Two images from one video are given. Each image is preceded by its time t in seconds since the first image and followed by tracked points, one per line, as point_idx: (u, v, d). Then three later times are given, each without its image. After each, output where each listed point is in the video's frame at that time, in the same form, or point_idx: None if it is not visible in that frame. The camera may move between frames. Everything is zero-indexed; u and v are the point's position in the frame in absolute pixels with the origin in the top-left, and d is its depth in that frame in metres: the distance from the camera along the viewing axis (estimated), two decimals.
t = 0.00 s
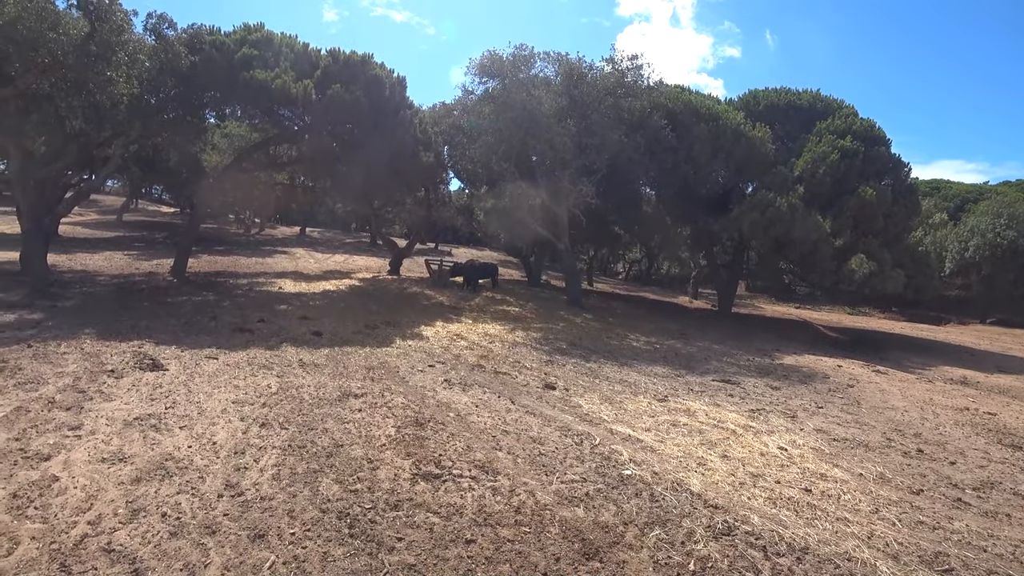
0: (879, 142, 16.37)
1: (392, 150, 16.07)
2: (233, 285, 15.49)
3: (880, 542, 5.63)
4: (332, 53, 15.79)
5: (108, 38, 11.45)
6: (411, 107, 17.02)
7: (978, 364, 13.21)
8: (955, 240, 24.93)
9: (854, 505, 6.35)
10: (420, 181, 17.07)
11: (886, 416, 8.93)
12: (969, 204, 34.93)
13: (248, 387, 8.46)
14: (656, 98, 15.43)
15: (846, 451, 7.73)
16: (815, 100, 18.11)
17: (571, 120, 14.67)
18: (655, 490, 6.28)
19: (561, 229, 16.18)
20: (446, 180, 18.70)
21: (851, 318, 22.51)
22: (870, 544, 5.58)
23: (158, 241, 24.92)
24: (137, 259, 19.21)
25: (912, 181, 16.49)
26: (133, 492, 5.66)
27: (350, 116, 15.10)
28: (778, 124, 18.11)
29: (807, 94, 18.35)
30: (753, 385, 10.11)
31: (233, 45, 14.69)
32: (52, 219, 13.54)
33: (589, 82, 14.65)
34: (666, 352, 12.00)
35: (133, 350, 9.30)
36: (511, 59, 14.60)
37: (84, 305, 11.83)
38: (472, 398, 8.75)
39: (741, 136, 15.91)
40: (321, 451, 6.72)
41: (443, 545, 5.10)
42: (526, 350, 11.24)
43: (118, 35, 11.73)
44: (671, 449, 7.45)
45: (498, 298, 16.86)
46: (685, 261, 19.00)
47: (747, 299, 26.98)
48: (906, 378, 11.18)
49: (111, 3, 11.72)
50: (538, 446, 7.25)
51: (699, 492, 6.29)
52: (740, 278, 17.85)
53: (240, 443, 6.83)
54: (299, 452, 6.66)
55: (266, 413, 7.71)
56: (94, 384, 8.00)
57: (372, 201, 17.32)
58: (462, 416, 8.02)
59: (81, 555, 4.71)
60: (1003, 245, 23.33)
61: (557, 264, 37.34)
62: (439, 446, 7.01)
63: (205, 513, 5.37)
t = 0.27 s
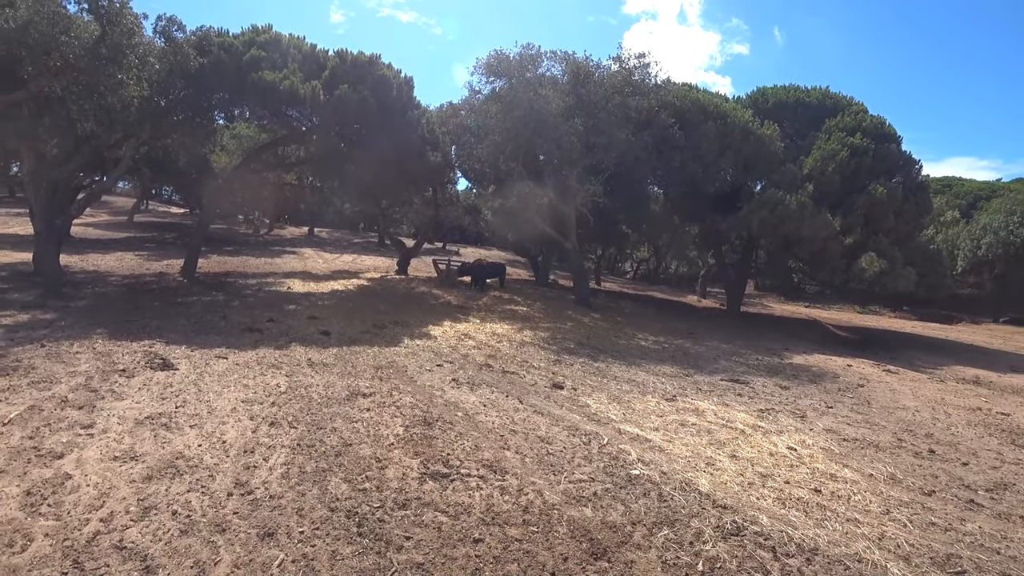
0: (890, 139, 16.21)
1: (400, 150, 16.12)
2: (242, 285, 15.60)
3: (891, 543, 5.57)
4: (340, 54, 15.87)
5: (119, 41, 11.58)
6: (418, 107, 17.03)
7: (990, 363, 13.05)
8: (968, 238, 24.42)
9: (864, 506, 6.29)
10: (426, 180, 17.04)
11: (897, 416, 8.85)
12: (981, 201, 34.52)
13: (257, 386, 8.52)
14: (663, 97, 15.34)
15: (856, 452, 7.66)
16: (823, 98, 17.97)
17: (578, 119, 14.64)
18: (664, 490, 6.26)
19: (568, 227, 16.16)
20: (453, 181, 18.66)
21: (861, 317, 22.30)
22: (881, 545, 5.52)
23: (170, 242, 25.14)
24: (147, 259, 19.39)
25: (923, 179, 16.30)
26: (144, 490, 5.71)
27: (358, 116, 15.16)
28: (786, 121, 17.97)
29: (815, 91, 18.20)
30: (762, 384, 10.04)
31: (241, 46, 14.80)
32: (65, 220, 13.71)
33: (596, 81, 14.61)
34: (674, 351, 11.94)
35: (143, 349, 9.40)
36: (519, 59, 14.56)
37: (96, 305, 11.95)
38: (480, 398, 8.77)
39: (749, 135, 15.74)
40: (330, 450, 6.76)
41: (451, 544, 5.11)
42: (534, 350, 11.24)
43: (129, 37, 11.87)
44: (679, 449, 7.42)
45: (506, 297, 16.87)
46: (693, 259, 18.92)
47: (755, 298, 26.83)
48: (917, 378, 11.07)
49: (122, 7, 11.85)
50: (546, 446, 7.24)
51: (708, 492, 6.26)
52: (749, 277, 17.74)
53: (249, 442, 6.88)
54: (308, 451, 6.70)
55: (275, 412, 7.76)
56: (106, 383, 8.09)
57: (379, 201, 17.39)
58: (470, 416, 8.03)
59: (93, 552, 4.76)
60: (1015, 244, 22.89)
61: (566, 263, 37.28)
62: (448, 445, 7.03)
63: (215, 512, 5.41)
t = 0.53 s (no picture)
0: (901, 140, 16.03)
1: (409, 154, 16.19)
2: (253, 289, 15.74)
3: (905, 550, 5.48)
4: (349, 59, 16.01)
5: (132, 49, 11.78)
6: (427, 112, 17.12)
7: (1007, 367, 12.82)
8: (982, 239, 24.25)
9: (878, 511, 6.20)
10: (435, 183, 16.99)
11: (911, 421, 8.72)
12: (997, 203, 34.01)
13: (268, 389, 8.59)
14: (672, 100, 15.26)
15: (869, 457, 7.55)
16: (833, 99, 17.83)
17: (586, 122, 14.61)
18: (674, 494, 6.21)
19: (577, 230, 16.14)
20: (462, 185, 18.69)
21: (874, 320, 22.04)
22: (895, 552, 5.43)
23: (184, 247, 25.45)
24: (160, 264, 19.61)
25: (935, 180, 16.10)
26: (156, 491, 5.78)
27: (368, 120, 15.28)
28: (795, 123, 17.84)
29: (825, 92, 18.09)
30: (772, 388, 9.94)
31: (252, 53, 15.00)
32: (80, 225, 13.92)
33: (604, 85, 14.58)
34: (683, 355, 11.87)
35: (156, 352, 9.52)
36: (526, 63, 14.67)
37: (109, 309, 12.10)
38: (490, 402, 8.76)
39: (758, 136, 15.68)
40: (339, 453, 6.79)
41: (460, 547, 5.10)
42: (543, 353, 11.23)
43: (142, 45, 12.08)
44: (689, 453, 7.36)
45: (515, 301, 16.86)
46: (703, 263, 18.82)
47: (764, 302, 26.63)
48: (931, 382, 10.89)
49: (136, 15, 12.06)
50: (555, 450, 7.22)
51: (719, 497, 6.20)
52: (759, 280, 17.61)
53: (259, 444, 6.93)
54: (318, 454, 6.74)
55: (285, 415, 7.82)
56: (119, 385, 8.19)
57: (389, 205, 17.43)
58: (479, 419, 8.03)
59: (106, 552, 4.81)
60: None
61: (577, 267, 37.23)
62: (457, 449, 7.03)
63: (225, 514, 5.46)
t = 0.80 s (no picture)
0: (917, 140, 15.73)
1: (421, 160, 16.37)
2: (267, 295, 15.91)
3: (925, 558, 5.35)
4: (361, 67, 16.25)
5: (150, 60, 12.06)
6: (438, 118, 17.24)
7: None
8: (1002, 240, 24.14)
9: (897, 519, 6.06)
10: (447, 189, 17.20)
11: (930, 426, 8.54)
12: (1017, 202, 33.30)
13: (282, 394, 8.67)
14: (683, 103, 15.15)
15: (887, 462, 7.40)
16: (846, 99, 17.56)
17: (597, 126, 14.52)
18: (688, 500, 6.14)
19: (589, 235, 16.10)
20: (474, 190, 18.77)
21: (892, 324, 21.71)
22: (915, 560, 5.30)
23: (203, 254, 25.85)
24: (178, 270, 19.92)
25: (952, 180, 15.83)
26: (172, 494, 5.85)
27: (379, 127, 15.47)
28: (808, 124, 17.61)
29: (838, 94, 17.83)
30: (788, 393, 9.80)
31: (266, 62, 15.27)
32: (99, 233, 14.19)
33: (615, 88, 14.49)
34: (696, 359, 11.76)
35: (172, 357, 9.66)
36: (537, 68, 14.75)
37: (128, 315, 12.29)
38: (502, 407, 8.75)
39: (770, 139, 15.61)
40: (353, 457, 6.83)
41: (473, 553, 5.09)
42: (556, 358, 11.20)
43: (159, 56, 12.34)
44: (703, 458, 7.28)
45: (527, 306, 16.83)
46: (717, 267, 18.66)
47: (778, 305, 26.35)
48: (951, 386, 10.65)
49: (153, 27, 12.36)
50: (568, 455, 7.18)
51: (733, 503, 6.12)
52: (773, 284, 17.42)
53: (273, 449, 6.99)
54: (332, 458, 6.78)
55: (299, 419, 7.88)
56: (136, 390, 8.32)
57: (400, 211, 17.52)
58: (491, 424, 8.02)
59: (123, 554, 4.86)
60: None
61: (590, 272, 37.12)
62: (469, 454, 7.03)
63: (240, 517, 5.51)
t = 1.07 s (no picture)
0: (936, 141, 15.45)
1: (434, 164, 16.49)
2: (283, 298, 16.08)
3: (947, 569, 5.21)
4: (375, 73, 16.42)
5: (169, 67, 12.32)
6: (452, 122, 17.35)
7: None
8: None
9: (918, 528, 5.91)
10: (460, 194, 17.34)
11: (952, 434, 8.35)
12: None
13: (297, 396, 8.75)
14: (698, 106, 15.02)
15: (907, 470, 7.24)
16: (863, 100, 17.30)
17: (611, 129, 14.38)
18: (702, 507, 6.07)
19: (603, 239, 16.03)
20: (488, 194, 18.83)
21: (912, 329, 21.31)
22: (936, 571, 5.17)
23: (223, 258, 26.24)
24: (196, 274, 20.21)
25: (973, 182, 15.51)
26: (188, 494, 5.93)
27: (393, 131, 15.59)
28: (825, 126, 17.38)
29: (855, 95, 17.58)
30: (804, 398, 9.65)
31: (282, 69, 15.48)
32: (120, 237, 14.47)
33: (629, 92, 14.36)
34: (711, 364, 11.63)
35: (190, 359, 9.81)
36: (550, 72, 14.79)
37: (147, 317, 12.50)
38: (516, 411, 8.73)
39: (785, 141, 15.45)
40: (366, 460, 6.87)
41: (485, 557, 5.07)
42: (569, 362, 11.16)
43: (178, 63, 12.59)
44: (717, 464, 7.19)
45: (541, 310, 16.79)
46: (733, 271, 18.47)
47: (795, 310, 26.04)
48: (974, 393, 10.39)
49: (172, 35, 12.66)
50: (581, 460, 7.13)
51: (749, 510, 6.02)
52: (790, 288, 17.21)
53: (288, 450, 7.05)
54: (345, 461, 6.82)
55: (313, 422, 7.94)
56: (154, 391, 8.44)
57: (415, 214, 17.64)
58: (505, 428, 8.01)
59: (140, 553, 4.93)
60: None
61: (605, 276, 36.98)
62: (482, 457, 7.03)
63: (255, 518, 5.56)
